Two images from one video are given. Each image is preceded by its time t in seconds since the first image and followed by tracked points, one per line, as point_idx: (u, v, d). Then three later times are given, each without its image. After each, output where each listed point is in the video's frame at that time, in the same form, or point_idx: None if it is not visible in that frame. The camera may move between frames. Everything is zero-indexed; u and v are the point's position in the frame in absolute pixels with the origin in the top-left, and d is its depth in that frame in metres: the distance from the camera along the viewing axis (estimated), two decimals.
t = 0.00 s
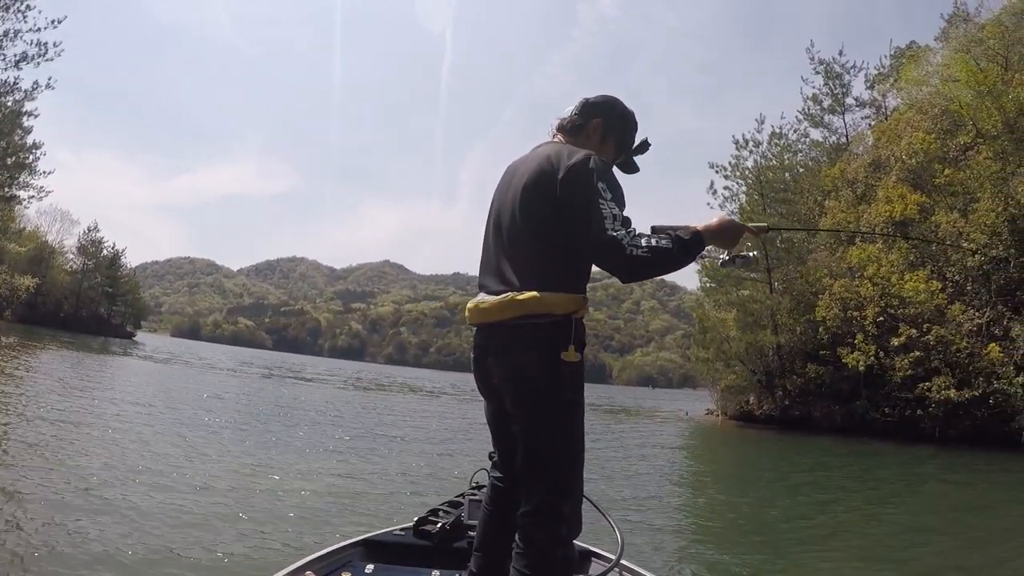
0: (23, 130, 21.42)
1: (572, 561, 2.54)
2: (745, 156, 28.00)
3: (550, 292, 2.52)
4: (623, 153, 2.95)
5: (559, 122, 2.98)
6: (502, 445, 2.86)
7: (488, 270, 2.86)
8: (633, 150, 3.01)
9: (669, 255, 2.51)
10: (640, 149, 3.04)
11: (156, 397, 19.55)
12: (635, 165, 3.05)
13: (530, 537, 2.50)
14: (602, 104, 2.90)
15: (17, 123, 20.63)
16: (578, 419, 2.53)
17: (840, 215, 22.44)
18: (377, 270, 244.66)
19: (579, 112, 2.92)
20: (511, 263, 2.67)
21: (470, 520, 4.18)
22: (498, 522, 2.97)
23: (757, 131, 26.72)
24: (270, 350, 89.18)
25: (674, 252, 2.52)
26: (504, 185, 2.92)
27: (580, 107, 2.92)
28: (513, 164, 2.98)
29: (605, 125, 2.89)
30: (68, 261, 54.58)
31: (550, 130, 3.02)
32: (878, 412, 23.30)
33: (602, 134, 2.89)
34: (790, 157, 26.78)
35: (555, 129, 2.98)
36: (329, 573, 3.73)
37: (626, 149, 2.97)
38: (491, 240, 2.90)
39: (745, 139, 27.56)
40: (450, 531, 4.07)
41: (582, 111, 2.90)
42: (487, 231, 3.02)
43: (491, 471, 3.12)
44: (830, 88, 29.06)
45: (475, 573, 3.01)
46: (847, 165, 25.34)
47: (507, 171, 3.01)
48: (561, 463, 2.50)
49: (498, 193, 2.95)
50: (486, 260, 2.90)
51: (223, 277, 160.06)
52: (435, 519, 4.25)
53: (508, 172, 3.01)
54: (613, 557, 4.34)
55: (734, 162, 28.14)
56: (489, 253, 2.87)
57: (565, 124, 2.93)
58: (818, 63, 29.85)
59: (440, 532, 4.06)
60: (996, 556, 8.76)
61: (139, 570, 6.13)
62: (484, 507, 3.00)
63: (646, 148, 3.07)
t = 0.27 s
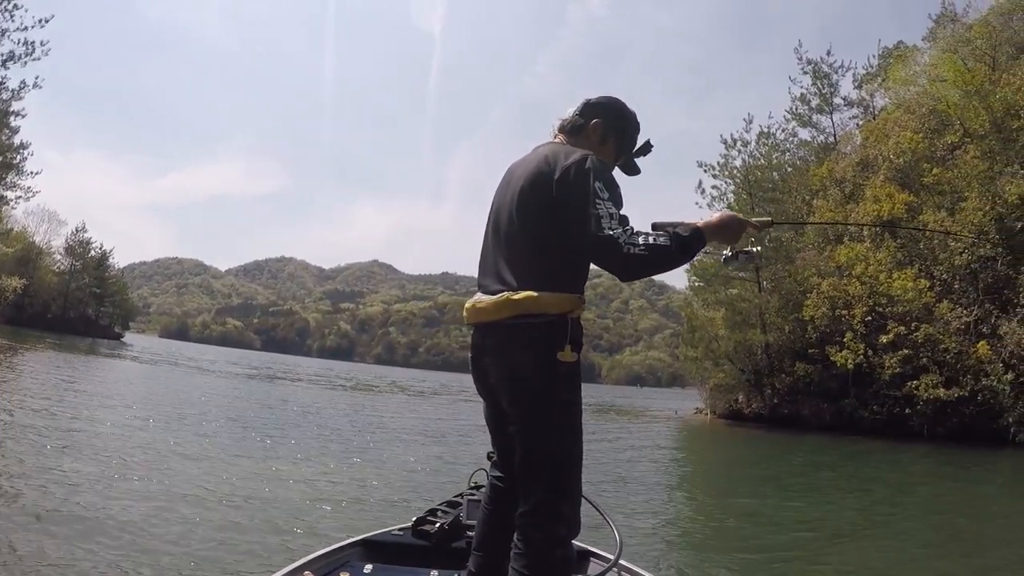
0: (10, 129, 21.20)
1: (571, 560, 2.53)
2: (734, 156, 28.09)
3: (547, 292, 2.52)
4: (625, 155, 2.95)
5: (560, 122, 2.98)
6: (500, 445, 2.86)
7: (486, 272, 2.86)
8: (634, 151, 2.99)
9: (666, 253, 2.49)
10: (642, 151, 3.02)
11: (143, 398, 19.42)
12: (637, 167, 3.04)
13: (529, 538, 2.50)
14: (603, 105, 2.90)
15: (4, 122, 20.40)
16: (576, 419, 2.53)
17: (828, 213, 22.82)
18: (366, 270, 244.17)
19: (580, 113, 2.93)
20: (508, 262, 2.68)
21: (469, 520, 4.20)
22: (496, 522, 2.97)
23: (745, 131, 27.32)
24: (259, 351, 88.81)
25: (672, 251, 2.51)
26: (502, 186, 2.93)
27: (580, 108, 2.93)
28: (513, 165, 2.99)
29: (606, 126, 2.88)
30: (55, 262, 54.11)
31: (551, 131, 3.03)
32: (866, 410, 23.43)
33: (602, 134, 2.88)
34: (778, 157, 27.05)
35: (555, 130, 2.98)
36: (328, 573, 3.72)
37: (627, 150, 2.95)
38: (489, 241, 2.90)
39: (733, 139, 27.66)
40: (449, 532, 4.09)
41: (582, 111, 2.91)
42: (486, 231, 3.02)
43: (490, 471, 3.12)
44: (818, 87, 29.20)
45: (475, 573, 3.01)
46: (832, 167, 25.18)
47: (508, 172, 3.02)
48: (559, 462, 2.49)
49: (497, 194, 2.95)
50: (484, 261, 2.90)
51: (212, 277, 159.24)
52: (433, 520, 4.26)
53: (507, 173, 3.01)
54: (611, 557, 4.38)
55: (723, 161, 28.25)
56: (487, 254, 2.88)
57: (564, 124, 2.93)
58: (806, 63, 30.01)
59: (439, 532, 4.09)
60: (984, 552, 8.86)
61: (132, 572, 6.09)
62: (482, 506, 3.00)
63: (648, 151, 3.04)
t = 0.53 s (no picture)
0: None
1: (568, 561, 2.53)
2: (723, 154, 27.97)
3: (543, 290, 2.52)
4: (627, 155, 2.92)
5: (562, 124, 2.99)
6: (497, 445, 2.87)
7: (485, 273, 2.84)
8: (637, 152, 2.96)
9: (672, 246, 2.46)
10: (646, 153, 2.99)
11: (130, 399, 19.27)
12: (641, 170, 3.00)
13: (527, 537, 2.50)
14: (605, 106, 2.89)
15: None
16: (573, 419, 2.53)
17: (817, 211, 22.99)
18: (356, 270, 243.59)
19: (582, 114, 2.93)
20: (510, 254, 2.66)
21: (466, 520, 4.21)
22: (494, 522, 2.97)
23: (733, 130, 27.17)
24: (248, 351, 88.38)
25: (678, 243, 2.47)
26: (501, 188, 2.92)
27: (582, 109, 2.93)
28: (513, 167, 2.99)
29: (607, 125, 2.86)
30: (41, 262, 53.63)
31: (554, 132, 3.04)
32: (855, 408, 23.41)
33: (602, 134, 2.86)
34: (767, 155, 27.11)
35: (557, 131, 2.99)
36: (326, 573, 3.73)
37: (629, 151, 2.93)
38: (487, 242, 2.89)
39: (721, 137, 27.76)
40: (446, 532, 4.09)
41: (583, 112, 2.91)
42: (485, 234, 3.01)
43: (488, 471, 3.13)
44: (806, 86, 29.32)
45: (474, 572, 3.01)
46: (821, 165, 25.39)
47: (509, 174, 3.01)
48: (556, 463, 2.49)
49: (496, 196, 2.95)
50: (482, 263, 2.89)
51: (200, 276, 158.35)
52: (431, 519, 4.27)
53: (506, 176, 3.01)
54: (609, 557, 4.43)
55: (712, 160, 28.34)
56: (485, 256, 2.86)
57: (566, 125, 2.94)
58: (795, 62, 30.13)
59: (436, 532, 4.08)
60: (973, 548, 8.99)
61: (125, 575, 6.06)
62: (481, 507, 3.01)
63: (653, 153, 3.01)
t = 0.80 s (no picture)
0: None
1: (564, 561, 2.53)
2: (713, 156, 28.17)
3: (537, 289, 2.53)
4: (639, 165, 2.90)
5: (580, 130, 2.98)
6: (493, 444, 2.88)
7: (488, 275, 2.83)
8: (650, 162, 2.94)
9: (696, 232, 2.49)
10: (660, 164, 2.96)
11: (117, 395, 19.11)
12: (654, 180, 2.98)
13: (524, 538, 2.50)
14: (620, 115, 2.85)
15: None
16: (566, 418, 2.54)
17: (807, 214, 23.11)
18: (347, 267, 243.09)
19: (599, 119, 2.91)
20: (513, 256, 2.66)
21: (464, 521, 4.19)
22: (494, 522, 2.99)
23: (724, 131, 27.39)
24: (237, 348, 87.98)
25: (701, 230, 2.51)
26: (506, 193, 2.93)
27: (599, 116, 2.90)
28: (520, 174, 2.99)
29: (619, 134, 2.84)
30: (29, 256, 53.21)
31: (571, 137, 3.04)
32: (843, 411, 23.45)
33: (614, 143, 2.84)
34: (756, 158, 26.93)
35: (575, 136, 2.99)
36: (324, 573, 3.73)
37: (642, 161, 2.90)
38: (489, 245, 2.89)
39: (713, 139, 27.85)
40: (445, 532, 4.08)
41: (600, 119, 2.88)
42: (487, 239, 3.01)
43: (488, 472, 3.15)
44: (798, 89, 29.46)
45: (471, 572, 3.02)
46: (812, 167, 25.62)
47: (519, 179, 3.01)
48: (549, 462, 2.49)
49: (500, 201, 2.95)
50: (483, 266, 2.89)
51: (189, 273, 157.51)
52: (429, 519, 4.25)
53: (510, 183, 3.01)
54: (607, 557, 4.43)
55: (703, 162, 28.44)
56: (488, 259, 2.86)
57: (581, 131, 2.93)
58: (788, 65, 30.27)
59: (435, 531, 4.06)
60: (968, 551, 9.06)
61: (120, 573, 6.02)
62: (480, 506, 3.03)
63: (668, 164, 2.97)
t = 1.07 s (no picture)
0: None
1: (560, 561, 2.53)
2: (703, 156, 28.16)
3: (531, 287, 2.54)
4: (646, 167, 2.87)
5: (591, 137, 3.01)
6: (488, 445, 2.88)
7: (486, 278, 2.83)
8: (659, 165, 2.90)
9: (709, 223, 2.49)
10: (669, 166, 2.92)
11: (104, 394, 18.98)
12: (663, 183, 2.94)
13: (519, 539, 2.50)
14: (625, 119, 2.85)
15: None
16: (559, 418, 2.54)
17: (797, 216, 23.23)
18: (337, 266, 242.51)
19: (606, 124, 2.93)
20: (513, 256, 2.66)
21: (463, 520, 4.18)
22: (491, 522, 2.99)
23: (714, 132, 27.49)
24: (226, 347, 87.57)
25: (714, 223, 2.51)
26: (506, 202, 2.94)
27: (606, 122, 2.93)
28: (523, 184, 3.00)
29: (624, 136, 2.84)
30: (17, 254, 52.79)
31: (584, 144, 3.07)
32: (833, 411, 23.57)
33: (619, 145, 2.84)
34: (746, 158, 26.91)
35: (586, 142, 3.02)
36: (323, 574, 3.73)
37: (648, 163, 2.87)
38: (487, 250, 2.88)
39: (704, 140, 27.96)
40: (444, 532, 4.07)
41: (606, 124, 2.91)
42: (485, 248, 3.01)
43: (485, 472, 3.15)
44: (789, 90, 29.61)
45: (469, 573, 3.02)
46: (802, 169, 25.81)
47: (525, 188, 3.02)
48: (542, 462, 2.49)
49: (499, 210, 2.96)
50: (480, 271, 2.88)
51: (179, 271, 156.77)
52: (429, 519, 4.24)
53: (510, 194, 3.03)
54: (607, 557, 4.44)
55: (693, 162, 28.52)
56: (485, 262, 2.85)
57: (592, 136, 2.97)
58: (779, 66, 30.42)
59: (435, 531, 4.05)
60: (962, 550, 9.14)
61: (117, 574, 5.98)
62: (477, 508, 3.04)
63: (676, 166, 2.94)
